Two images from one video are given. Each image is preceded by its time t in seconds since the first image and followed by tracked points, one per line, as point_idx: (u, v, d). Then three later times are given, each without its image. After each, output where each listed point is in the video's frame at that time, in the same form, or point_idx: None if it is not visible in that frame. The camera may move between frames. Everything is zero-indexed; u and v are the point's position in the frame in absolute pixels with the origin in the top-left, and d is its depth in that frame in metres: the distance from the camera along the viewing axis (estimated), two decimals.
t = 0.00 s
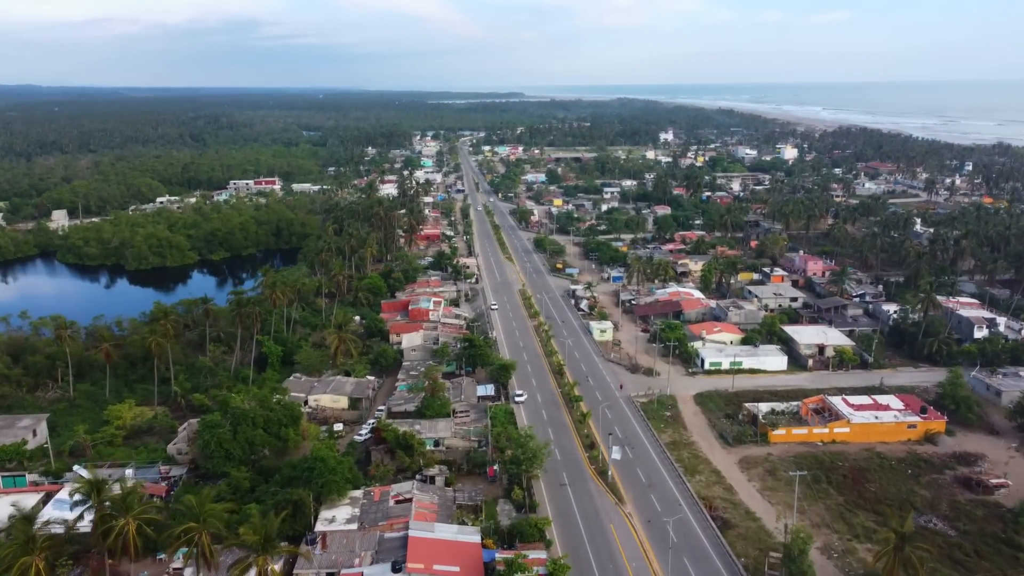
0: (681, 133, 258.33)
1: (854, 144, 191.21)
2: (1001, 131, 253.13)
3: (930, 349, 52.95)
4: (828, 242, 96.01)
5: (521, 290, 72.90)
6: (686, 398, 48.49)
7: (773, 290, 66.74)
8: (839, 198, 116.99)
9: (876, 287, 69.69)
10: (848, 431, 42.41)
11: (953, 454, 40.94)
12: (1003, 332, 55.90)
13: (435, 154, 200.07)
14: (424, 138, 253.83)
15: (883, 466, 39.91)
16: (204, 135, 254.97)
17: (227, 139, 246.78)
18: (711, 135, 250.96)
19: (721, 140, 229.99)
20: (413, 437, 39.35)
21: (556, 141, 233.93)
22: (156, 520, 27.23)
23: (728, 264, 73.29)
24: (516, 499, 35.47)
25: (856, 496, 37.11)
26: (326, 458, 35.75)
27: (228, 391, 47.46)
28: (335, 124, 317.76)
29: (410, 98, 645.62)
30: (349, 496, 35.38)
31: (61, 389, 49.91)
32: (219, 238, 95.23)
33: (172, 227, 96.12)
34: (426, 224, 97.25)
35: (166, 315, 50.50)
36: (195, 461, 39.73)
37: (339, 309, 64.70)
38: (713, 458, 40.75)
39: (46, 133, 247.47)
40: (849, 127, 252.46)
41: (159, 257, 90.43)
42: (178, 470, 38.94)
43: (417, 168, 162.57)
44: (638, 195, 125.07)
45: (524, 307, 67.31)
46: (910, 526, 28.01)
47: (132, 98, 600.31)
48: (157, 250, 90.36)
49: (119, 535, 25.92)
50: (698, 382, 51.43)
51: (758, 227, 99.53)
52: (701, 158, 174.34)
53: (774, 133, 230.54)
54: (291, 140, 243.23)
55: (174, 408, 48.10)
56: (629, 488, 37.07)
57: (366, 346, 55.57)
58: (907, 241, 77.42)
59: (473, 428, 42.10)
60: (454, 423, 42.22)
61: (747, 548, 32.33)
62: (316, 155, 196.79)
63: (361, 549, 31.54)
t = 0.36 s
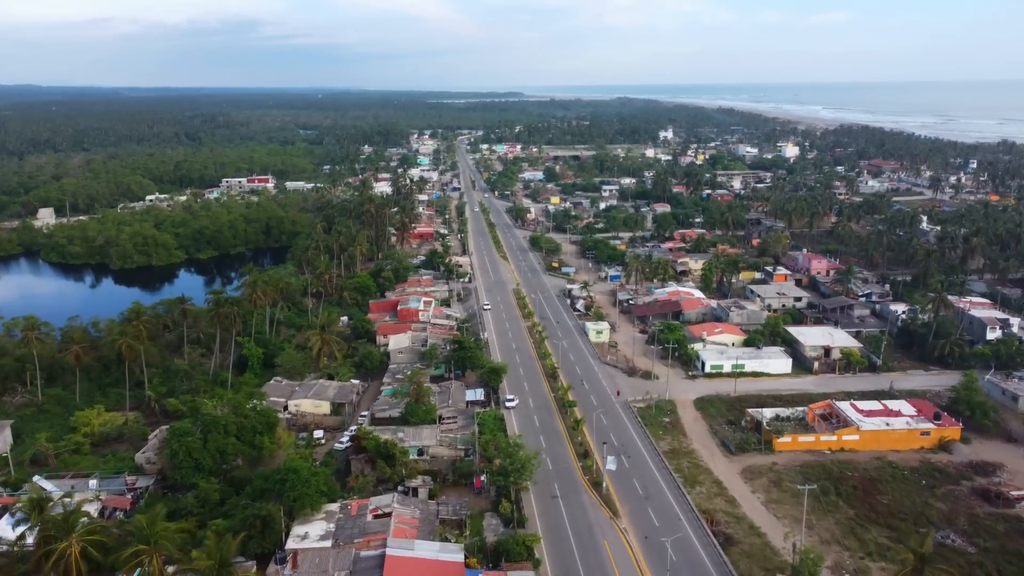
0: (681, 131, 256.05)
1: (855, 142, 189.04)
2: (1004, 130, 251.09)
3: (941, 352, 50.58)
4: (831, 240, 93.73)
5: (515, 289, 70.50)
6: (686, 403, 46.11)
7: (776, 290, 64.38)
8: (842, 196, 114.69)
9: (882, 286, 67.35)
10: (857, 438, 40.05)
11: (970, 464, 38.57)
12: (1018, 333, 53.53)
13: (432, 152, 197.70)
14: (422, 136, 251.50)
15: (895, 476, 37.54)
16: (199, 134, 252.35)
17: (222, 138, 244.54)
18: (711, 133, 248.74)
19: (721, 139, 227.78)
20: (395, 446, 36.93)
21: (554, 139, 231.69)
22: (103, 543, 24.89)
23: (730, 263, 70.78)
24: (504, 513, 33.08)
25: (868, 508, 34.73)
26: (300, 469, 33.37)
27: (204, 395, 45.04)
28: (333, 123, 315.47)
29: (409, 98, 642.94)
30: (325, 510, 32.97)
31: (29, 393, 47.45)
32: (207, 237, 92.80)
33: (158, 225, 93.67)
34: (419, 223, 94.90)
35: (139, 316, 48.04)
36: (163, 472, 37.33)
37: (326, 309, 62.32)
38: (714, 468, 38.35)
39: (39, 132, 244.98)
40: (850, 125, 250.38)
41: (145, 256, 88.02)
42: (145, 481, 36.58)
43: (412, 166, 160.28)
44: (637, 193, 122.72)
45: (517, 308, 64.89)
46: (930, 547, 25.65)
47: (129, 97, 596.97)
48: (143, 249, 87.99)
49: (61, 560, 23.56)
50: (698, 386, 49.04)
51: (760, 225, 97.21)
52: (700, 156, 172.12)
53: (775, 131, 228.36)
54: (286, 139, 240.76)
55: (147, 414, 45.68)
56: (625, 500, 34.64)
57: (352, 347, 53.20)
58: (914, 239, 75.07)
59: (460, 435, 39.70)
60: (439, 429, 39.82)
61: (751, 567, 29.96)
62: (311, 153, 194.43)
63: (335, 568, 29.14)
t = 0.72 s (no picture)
0: (682, 129, 253.75)
1: (858, 139, 186.86)
2: (1007, 128, 248.88)
3: (955, 353, 48.12)
4: (835, 238, 91.30)
5: (508, 288, 67.95)
6: (685, 408, 43.62)
7: (780, 289, 61.96)
8: (845, 193, 112.35)
9: (890, 285, 64.93)
10: (868, 446, 37.58)
11: (989, 474, 36.10)
12: None
13: (429, 150, 195.49)
14: (419, 135, 249.13)
15: (910, 487, 35.04)
16: (195, 132, 249.76)
17: (218, 136, 241.98)
18: (712, 131, 246.43)
19: (722, 137, 225.50)
20: (374, 455, 34.41)
21: (553, 137, 229.40)
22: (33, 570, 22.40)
23: (732, 261, 68.31)
24: (489, 529, 30.54)
25: (882, 523, 32.25)
26: (267, 479, 30.89)
27: (176, 399, 42.53)
28: (330, 121, 313.21)
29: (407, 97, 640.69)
30: (294, 526, 30.45)
31: None
32: (194, 234, 90.14)
33: (144, 222, 91.12)
34: (412, 220, 92.53)
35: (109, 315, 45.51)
36: (125, 482, 34.85)
37: (312, 309, 59.86)
38: (716, 479, 35.82)
39: (32, 129, 242.23)
40: (852, 123, 248.10)
41: (129, 254, 85.52)
42: (105, 492, 34.11)
43: (408, 164, 157.79)
44: (636, 189, 120.32)
45: (510, 307, 62.36)
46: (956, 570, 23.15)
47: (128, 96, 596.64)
48: (127, 247, 85.51)
49: None
50: (699, 390, 46.53)
51: (762, 222, 94.75)
52: (701, 153, 169.86)
53: (776, 129, 225.99)
54: (282, 137, 238.28)
55: (116, 419, 43.17)
56: (620, 514, 32.09)
57: (335, 348, 50.65)
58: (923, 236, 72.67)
59: (444, 443, 37.17)
60: (422, 437, 37.28)
61: None
62: (307, 151, 191.96)
63: None
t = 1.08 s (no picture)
0: (682, 127, 251.64)
1: (861, 136, 184.68)
2: (1010, 126, 247.00)
3: (969, 355, 45.74)
4: (839, 236, 89.01)
5: (501, 287, 65.52)
6: (685, 413, 41.25)
7: (784, 287, 59.62)
8: (849, 190, 110.06)
9: (898, 284, 62.60)
10: (880, 455, 35.20)
11: (1010, 485, 33.72)
12: None
13: (426, 148, 193.36)
14: (417, 132, 246.97)
15: (926, 500, 32.68)
16: (191, 130, 247.29)
17: (213, 134, 239.10)
18: (712, 129, 244.30)
19: (722, 134, 223.30)
20: (350, 466, 31.97)
21: (551, 134, 227.24)
22: None
23: (734, 259, 65.88)
24: (472, 547, 28.15)
25: (897, 540, 29.94)
26: (232, 493, 28.48)
27: (145, 404, 40.14)
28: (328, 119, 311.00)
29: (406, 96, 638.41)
30: (260, 543, 28.05)
31: None
32: (180, 231, 87.51)
33: (129, 220, 88.53)
34: (405, 218, 90.25)
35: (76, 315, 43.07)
36: (83, 495, 32.44)
37: (296, 308, 57.49)
38: (718, 490, 33.43)
39: (26, 126, 239.68)
40: (854, 121, 246.00)
41: (112, 251, 83.00)
42: (60, 506, 31.73)
43: (404, 161, 155.45)
44: (636, 186, 118.03)
45: (503, 307, 59.94)
46: None
47: (125, 95, 594.49)
48: (110, 244, 82.99)
49: None
50: (699, 393, 44.14)
51: (764, 218, 92.38)
52: (701, 151, 167.58)
53: (778, 127, 223.67)
54: (279, 135, 235.95)
55: (82, 425, 40.78)
56: (614, 530, 29.71)
57: (318, 349, 48.14)
58: (931, 233, 70.37)
59: (427, 452, 34.72)
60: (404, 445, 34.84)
61: None
62: (303, 148, 189.53)
63: None
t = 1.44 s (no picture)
0: (682, 125, 249.54)
1: (863, 133, 182.44)
2: (1012, 124, 245.08)
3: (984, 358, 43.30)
4: (843, 234, 86.71)
5: (493, 286, 63.04)
6: (684, 420, 38.79)
7: (788, 287, 57.20)
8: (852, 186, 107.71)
9: (906, 283, 60.21)
10: (894, 466, 32.77)
11: None
12: None
13: (423, 146, 191.14)
14: (414, 131, 244.70)
15: (945, 516, 30.23)
16: (186, 128, 244.54)
17: (209, 132, 236.14)
18: (713, 127, 242.05)
19: (723, 132, 221.07)
20: (320, 480, 29.47)
21: (550, 132, 225.03)
22: None
23: (735, 257, 63.34)
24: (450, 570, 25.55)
25: (915, 562, 27.49)
26: (187, 510, 25.87)
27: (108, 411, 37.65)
28: (325, 117, 308.74)
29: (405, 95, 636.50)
30: (217, 567, 25.47)
31: None
32: (164, 229, 84.56)
33: (112, 217, 85.66)
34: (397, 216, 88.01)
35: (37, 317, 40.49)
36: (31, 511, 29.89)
37: (278, 309, 55.01)
38: (720, 505, 30.94)
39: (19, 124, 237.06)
40: (855, 120, 243.99)
41: (93, 250, 80.01)
42: (5, 524, 29.24)
43: (399, 159, 153.17)
44: (634, 183, 115.73)
45: (494, 308, 57.46)
46: None
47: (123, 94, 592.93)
48: (91, 243, 79.92)
49: None
50: (700, 399, 41.67)
51: (765, 215, 90.02)
52: (701, 148, 165.23)
53: (779, 124, 221.45)
54: (275, 133, 233.38)
55: (42, 433, 38.25)
56: (606, 551, 27.16)
57: (297, 351, 45.49)
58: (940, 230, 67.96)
59: (406, 464, 32.20)
60: (381, 457, 32.31)
61: None
62: (297, 146, 187.01)
63: None
